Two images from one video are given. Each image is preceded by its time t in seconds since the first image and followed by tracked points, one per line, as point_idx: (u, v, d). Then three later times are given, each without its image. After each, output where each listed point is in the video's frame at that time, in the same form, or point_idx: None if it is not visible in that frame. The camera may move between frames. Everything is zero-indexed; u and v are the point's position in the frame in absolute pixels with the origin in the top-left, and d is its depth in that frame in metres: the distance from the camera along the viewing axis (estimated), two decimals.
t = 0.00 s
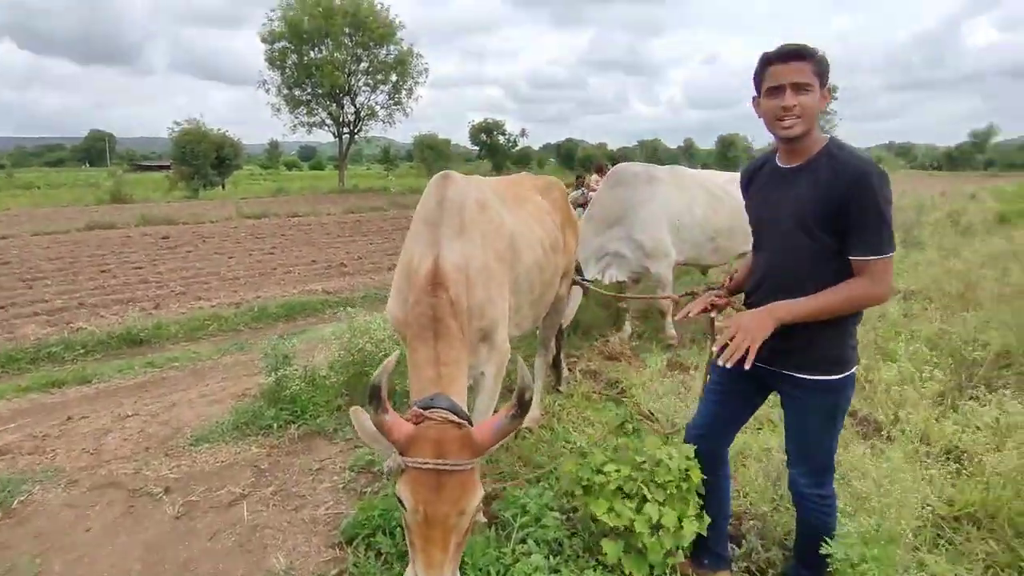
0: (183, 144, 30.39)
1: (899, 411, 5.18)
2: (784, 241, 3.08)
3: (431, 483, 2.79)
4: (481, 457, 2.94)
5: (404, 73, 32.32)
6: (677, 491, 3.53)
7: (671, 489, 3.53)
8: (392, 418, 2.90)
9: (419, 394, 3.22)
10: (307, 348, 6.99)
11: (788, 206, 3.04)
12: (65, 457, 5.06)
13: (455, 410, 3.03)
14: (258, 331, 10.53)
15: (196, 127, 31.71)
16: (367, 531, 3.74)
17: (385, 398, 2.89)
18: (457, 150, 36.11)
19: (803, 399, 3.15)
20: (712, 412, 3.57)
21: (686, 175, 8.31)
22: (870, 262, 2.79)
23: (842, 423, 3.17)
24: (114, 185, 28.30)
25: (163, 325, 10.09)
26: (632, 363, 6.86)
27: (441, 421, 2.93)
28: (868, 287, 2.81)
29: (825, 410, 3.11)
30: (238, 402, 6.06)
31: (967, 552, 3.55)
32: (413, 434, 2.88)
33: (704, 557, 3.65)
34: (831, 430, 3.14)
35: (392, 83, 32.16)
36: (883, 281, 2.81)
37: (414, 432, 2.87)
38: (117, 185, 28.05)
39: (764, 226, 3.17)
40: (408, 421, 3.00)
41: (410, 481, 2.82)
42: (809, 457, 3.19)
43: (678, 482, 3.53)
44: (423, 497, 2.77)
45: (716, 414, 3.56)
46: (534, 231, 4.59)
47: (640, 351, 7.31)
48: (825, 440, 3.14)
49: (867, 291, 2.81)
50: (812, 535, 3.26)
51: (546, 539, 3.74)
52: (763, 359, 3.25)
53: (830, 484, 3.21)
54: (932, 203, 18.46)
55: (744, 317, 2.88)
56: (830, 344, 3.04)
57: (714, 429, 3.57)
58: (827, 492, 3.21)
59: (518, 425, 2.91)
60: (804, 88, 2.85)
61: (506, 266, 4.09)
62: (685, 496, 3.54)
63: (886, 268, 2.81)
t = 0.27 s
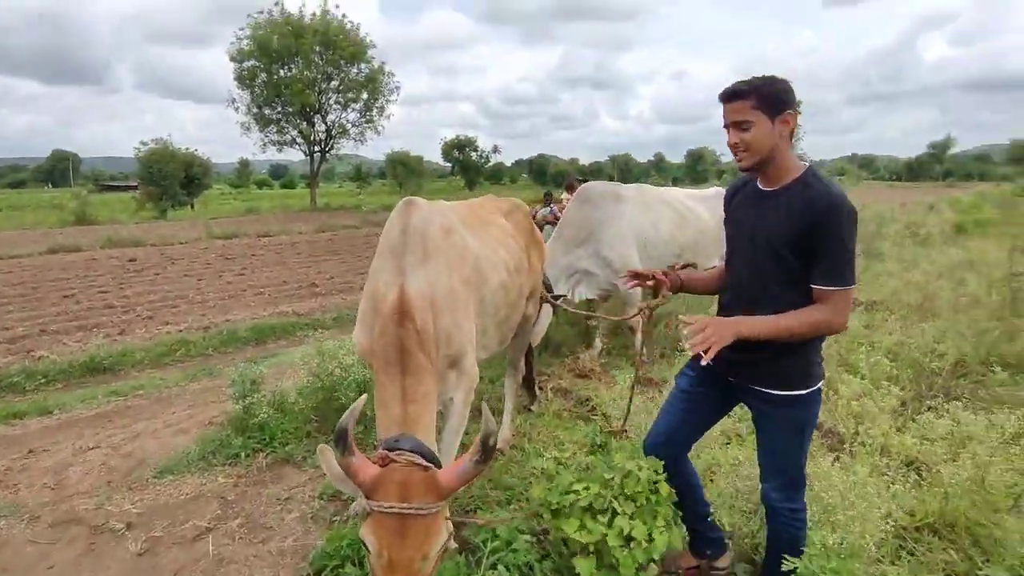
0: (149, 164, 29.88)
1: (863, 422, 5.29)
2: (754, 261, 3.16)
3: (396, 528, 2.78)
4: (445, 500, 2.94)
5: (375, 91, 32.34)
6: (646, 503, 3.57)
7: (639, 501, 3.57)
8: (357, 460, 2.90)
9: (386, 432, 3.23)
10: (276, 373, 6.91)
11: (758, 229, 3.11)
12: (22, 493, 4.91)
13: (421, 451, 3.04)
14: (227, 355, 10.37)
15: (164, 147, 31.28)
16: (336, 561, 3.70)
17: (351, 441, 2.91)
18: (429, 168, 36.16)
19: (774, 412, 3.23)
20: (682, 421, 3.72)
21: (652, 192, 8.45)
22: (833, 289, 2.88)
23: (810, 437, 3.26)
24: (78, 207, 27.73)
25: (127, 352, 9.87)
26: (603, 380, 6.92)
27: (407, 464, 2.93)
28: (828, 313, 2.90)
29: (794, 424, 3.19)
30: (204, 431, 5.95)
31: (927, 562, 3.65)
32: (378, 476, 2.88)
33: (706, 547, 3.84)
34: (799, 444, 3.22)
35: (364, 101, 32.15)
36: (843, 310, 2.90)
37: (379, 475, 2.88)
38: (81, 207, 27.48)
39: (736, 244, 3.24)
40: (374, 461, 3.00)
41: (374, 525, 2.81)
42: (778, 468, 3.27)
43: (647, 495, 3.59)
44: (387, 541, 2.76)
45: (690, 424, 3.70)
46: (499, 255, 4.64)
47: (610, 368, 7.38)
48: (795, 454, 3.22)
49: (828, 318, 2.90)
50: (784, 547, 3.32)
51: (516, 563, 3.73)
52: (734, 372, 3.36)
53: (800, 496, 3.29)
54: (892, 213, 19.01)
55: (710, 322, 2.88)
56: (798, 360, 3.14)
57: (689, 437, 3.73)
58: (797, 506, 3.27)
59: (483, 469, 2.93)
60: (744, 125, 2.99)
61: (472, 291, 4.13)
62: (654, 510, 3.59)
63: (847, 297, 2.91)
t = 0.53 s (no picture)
0: (137, 172, 29.67)
1: (849, 422, 5.32)
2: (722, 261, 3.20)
3: (372, 530, 2.75)
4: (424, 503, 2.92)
5: (364, 97, 32.28)
6: (638, 499, 3.59)
7: (630, 497, 3.59)
8: (333, 463, 2.91)
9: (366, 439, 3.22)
10: (262, 381, 6.86)
11: (726, 229, 3.13)
12: (4, 506, 4.85)
13: (400, 456, 3.05)
14: (214, 364, 10.29)
15: (151, 155, 31.09)
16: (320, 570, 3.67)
17: (326, 443, 2.92)
18: (419, 173, 36.12)
19: (747, 409, 3.23)
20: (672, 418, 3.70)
21: (639, 195, 8.45)
22: (796, 281, 2.89)
23: (785, 431, 3.24)
24: (64, 216, 27.49)
25: (113, 362, 9.78)
26: (591, 383, 6.92)
27: (385, 466, 2.95)
28: (795, 305, 2.90)
29: (768, 420, 3.19)
30: (190, 440, 5.90)
31: (911, 560, 3.66)
32: (355, 479, 2.87)
33: (700, 544, 3.84)
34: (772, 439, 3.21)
35: (352, 107, 32.09)
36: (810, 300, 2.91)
37: (354, 477, 2.87)
38: (67, 215, 27.24)
39: (704, 246, 3.29)
40: (352, 467, 3.00)
41: (351, 529, 2.78)
42: (751, 466, 3.26)
43: (639, 490, 3.61)
44: (365, 543, 2.71)
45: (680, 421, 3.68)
46: (482, 260, 4.64)
47: (598, 371, 7.39)
48: (771, 450, 3.22)
49: (796, 308, 2.90)
50: (768, 545, 3.31)
51: (503, 569, 3.71)
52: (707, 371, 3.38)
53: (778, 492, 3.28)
54: (877, 214, 19.18)
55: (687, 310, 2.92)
56: (769, 355, 3.14)
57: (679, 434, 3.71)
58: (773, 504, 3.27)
59: (460, 464, 2.93)
60: (712, 127, 3.02)
61: (455, 296, 4.13)
62: (644, 508, 3.60)
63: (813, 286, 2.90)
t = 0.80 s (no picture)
0: (147, 162, 29.77)
1: (858, 409, 5.24)
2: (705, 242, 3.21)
3: (372, 518, 2.71)
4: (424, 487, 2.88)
5: (372, 85, 32.17)
6: (640, 494, 3.52)
7: (632, 492, 3.52)
8: (326, 453, 2.85)
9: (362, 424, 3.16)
10: (268, 368, 6.86)
11: (706, 208, 3.16)
12: (10, 493, 4.88)
13: (396, 438, 3.01)
14: (223, 352, 10.33)
15: (161, 145, 31.19)
16: (321, 558, 3.65)
17: (317, 433, 2.88)
18: (427, 161, 36.02)
19: (723, 385, 3.18)
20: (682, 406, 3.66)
21: (645, 181, 8.35)
22: (763, 253, 2.88)
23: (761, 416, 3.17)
24: (76, 207, 27.69)
25: (122, 350, 9.84)
26: (597, 371, 6.86)
27: (381, 451, 2.90)
28: (764, 276, 2.89)
29: (744, 395, 3.12)
30: (195, 427, 5.92)
31: (919, 549, 3.59)
32: (351, 467, 2.82)
33: (703, 533, 3.74)
34: (747, 420, 3.14)
35: (361, 95, 31.99)
36: (780, 270, 2.87)
37: (350, 466, 2.81)
38: (79, 206, 27.44)
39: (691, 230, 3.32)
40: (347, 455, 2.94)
41: (351, 520, 2.73)
42: (727, 445, 3.19)
43: (641, 485, 3.54)
44: (366, 534, 2.67)
45: (687, 407, 3.63)
46: (481, 246, 4.60)
47: (605, 359, 7.31)
48: (746, 428, 3.14)
49: (767, 278, 2.89)
50: (749, 530, 3.21)
51: (504, 556, 3.69)
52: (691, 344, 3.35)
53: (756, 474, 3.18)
54: (891, 200, 18.90)
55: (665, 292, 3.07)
56: (746, 331, 3.10)
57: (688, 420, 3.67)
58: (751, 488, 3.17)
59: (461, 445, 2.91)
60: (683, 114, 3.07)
61: (452, 282, 4.09)
62: (646, 501, 3.52)
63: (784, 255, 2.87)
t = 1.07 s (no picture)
0: (167, 144, 29.97)
1: (880, 394, 5.08)
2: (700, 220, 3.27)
3: (375, 512, 2.67)
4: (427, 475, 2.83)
5: (390, 66, 31.95)
6: (654, 470, 3.52)
7: (645, 467, 3.51)
8: (323, 448, 2.79)
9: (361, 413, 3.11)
10: (280, 348, 6.85)
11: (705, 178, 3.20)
12: (25, 471, 4.93)
13: (394, 428, 2.92)
14: (239, 332, 10.39)
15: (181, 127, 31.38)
16: (327, 538, 3.59)
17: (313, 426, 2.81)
18: (445, 142, 35.81)
19: (723, 366, 3.14)
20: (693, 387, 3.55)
21: (662, 159, 8.14)
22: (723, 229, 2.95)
23: (762, 394, 3.13)
24: (99, 189, 28.04)
25: (140, 330, 9.93)
26: (610, 353, 6.75)
27: (380, 443, 2.82)
28: (721, 251, 2.95)
29: (743, 375, 3.09)
30: (207, 407, 5.94)
31: (939, 539, 3.48)
32: (350, 461, 2.76)
33: (714, 518, 3.63)
34: (747, 398, 3.10)
35: (378, 75, 31.80)
36: (735, 247, 2.91)
37: (349, 460, 2.75)
38: (101, 188, 27.79)
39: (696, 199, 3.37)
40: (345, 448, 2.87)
41: (353, 513, 2.69)
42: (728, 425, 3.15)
43: (653, 461, 3.54)
44: (369, 527, 2.64)
45: (696, 388, 3.54)
46: (486, 225, 4.51)
47: (619, 340, 7.20)
48: (748, 407, 3.10)
49: (723, 254, 2.94)
50: (760, 513, 3.07)
51: (510, 540, 3.62)
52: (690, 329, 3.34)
53: (761, 453, 3.09)
54: (920, 179, 18.37)
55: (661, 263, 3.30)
56: (741, 312, 3.09)
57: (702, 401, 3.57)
58: (760, 471, 3.08)
59: (464, 428, 2.83)
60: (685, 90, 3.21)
61: (455, 262, 4.01)
62: (658, 481, 3.50)
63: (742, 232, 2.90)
